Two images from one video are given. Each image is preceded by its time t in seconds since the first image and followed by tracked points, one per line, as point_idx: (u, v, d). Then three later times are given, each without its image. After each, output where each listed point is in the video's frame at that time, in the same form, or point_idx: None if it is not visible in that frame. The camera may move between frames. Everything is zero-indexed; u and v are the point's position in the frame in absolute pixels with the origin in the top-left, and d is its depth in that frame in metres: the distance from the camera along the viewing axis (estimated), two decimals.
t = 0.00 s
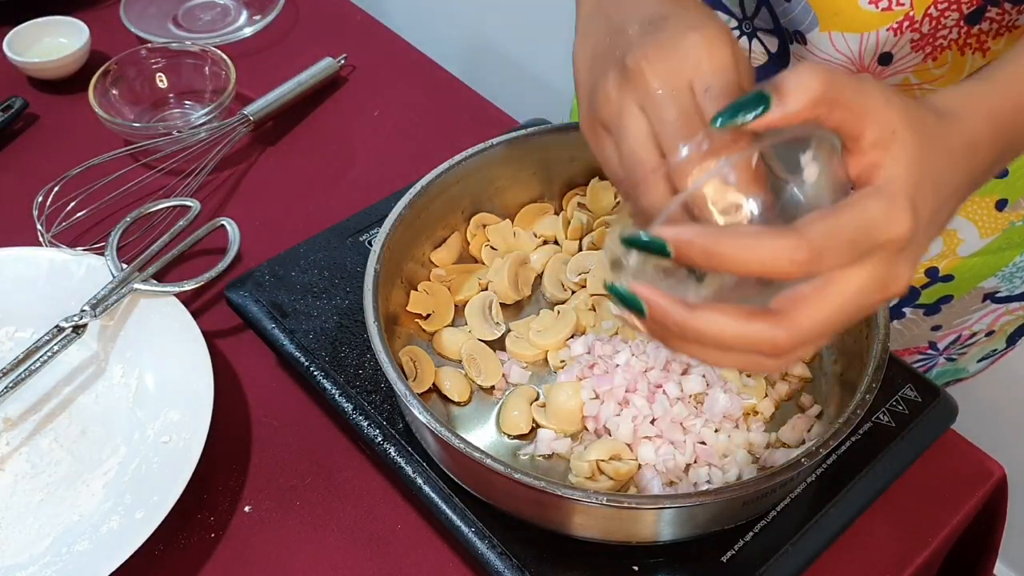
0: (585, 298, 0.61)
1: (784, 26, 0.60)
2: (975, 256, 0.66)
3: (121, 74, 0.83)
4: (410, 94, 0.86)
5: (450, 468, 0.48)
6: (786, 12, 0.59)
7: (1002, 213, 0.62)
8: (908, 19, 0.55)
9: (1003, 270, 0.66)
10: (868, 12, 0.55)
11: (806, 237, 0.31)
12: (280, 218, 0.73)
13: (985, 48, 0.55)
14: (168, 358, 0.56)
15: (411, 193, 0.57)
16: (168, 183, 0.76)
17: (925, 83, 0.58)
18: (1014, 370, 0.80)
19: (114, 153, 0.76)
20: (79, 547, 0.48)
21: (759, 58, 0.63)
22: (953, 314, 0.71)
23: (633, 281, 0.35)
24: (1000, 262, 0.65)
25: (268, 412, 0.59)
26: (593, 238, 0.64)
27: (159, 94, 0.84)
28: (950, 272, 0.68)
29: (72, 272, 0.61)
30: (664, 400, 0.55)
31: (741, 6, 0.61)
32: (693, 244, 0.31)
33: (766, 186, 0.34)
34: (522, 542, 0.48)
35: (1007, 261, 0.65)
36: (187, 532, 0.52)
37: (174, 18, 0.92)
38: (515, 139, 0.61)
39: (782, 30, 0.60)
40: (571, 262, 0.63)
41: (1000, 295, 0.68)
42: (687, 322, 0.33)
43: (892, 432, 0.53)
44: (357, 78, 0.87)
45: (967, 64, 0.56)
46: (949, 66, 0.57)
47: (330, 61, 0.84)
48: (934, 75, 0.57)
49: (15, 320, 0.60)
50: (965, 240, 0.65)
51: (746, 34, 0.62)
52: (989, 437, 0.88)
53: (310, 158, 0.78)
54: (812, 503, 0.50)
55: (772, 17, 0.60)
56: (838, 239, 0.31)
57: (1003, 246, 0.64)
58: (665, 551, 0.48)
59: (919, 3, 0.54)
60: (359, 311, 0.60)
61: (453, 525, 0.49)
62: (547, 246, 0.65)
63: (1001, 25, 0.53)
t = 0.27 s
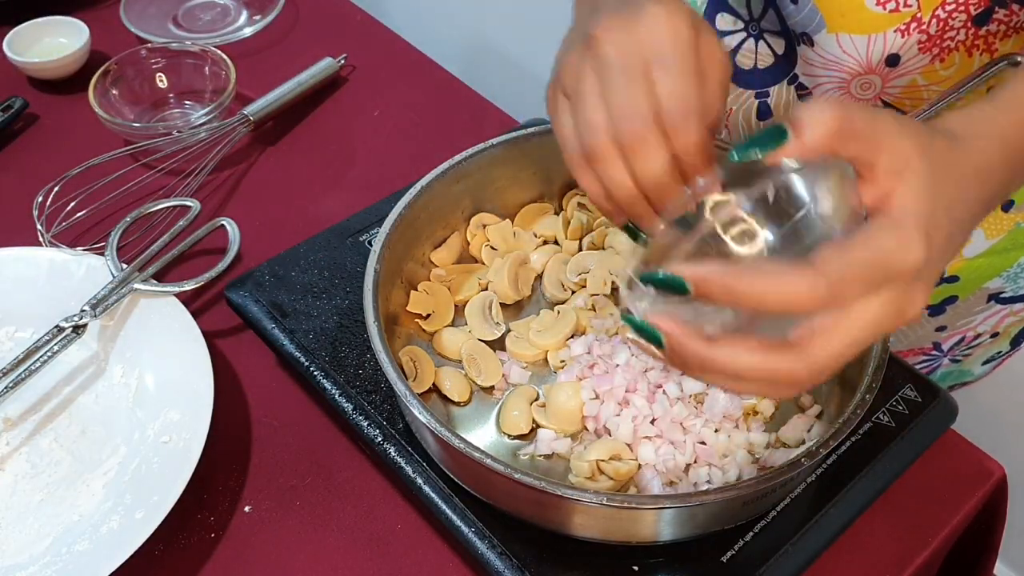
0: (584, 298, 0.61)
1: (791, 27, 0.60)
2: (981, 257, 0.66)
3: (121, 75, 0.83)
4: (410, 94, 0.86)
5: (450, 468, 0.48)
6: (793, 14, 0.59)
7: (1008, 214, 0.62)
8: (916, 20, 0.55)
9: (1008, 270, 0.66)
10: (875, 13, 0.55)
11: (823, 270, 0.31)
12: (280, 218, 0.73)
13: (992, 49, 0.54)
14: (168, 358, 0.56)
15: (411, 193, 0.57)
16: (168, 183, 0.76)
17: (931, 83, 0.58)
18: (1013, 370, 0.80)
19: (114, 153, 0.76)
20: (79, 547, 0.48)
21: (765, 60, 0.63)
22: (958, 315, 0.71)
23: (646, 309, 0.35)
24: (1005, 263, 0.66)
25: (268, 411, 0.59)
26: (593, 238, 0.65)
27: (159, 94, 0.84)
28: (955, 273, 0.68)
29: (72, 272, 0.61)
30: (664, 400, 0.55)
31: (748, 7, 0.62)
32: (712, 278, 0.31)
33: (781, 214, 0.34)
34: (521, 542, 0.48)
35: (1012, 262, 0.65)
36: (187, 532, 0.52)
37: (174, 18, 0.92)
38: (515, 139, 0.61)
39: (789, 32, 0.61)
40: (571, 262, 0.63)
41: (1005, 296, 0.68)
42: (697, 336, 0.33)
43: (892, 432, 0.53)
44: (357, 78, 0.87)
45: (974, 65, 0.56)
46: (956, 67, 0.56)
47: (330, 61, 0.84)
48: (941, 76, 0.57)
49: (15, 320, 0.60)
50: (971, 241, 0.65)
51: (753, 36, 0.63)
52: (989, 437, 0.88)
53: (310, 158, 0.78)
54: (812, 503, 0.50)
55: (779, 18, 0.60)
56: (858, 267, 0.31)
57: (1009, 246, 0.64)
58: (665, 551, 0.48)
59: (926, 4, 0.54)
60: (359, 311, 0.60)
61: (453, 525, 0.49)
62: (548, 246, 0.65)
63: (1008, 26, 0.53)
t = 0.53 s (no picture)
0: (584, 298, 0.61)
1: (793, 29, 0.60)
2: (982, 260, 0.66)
3: (121, 74, 0.83)
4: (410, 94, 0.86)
5: (450, 468, 0.48)
6: (796, 15, 0.59)
7: (1011, 216, 0.62)
8: (918, 22, 0.55)
9: (1011, 271, 0.66)
10: (877, 15, 0.55)
11: (818, 303, 0.33)
12: (280, 218, 0.72)
13: (994, 51, 0.55)
14: (168, 358, 0.56)
15: (411, 193, 0.57)
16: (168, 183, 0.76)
17: (934, 85, 0.58)
18: (1013, 372, 0.80)
19: (114, 153, 0.76)
20: (79, 547, 0.48)
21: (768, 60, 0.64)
22: (960, 316, 0.71)
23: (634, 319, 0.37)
24: (1009, 264, 0.65)
25: (268, 411, 0.59)
26: (593, 238, 0.65)
27: (159, 94, 0.84)
28: (958, 274, 0.68)
29: (71, 272, 0.61)
30: (664, 400, 0.55)
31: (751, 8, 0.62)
32: (712, 304, 0.32)
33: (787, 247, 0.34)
34: (521, 542, 0.48)
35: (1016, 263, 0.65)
36: (187, 532, 0.52)
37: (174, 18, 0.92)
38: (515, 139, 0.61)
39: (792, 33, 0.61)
40: (571, 262, 0.63)
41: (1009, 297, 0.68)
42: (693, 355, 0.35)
43: (892, 432, 0.53)
44: (357, 78, 0.87)
45: (977, 65, 0.56)
46: (959, 69, 0.56)
47: (330, 61, 0.84)
48: (944, 77, 0.57)
49: (15, 320, 0.60)
50: (974, 242, 0.65)
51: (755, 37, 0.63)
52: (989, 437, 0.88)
53: (310, 158, 0.78)
54: (812, 503, 0.50)
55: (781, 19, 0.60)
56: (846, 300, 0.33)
57: (1013, 247, 0.64)
58: (665, 551, 0.48)
59: (930, 7, 0.54)
60: (359, 311, 0.60)
61: (453, 525, 0.49)
62: (548, 246, 0.66)
63: (1010, 27, 0.53)
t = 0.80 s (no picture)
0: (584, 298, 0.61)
1: (791, 28, 0.60)
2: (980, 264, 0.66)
3: (121, 75, 0.83)
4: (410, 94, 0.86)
5: (450, 468, 0.48)
6: (793, 15, 0.59)
7: (1009, 219, 0.62)
8: (916, 22, 0.55)
9: (1010, 275, 0.66)
10: (875, 15, 0.55)
11: (814, 247, 0.33)
12: (280, 218, 0.73)
13: (993, 51, 0.54)
14: (168, 358, 0.56)
15: (411, 193, 0.57)
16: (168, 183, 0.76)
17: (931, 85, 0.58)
18: (1015, 372, 0.80)
19: (114, 153, 0.76)
20: (79, 547, 0.48)
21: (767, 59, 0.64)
22: (960, 319, 0.71)
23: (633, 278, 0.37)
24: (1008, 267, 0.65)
25: (268, 411, 0.59)
26: (593, 238, 0.64)
27: (159, 94, 0.84)
28: (956, 277, 0.68)
29: (71, 272, 0.61)
30: (664, 400, 0.55)
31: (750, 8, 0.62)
32: (701, 246, 0.33)
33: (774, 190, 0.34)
34: (521, 541, 0.48)
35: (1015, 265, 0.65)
36: (187, 533, 0.52)
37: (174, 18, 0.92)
38: (515, 139, 0.61)
39: (790, 33, 0.61)
40: (572, 263, 0.63)
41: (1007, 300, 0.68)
42: (686, 309, 0.35)
43: (892, 432, 0.53)
44: (357, 78, 0.87)
45: (976, 67, 0.56)
46: (957, 69, 0.56)
47: (330, 61, 0.84)
48: (942, 77, 0.57)
49: (15, 320, 0.60)
50: (972, 244, 0.65)
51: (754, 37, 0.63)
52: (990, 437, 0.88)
53: (310, 158, 0.78)
54: (812, 503, 0.50)
55: (779, 19, 0.61)
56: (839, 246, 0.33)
57: (1013, 249, 0.64)
58: (665, 551, 0.48)
59: (927, 7, 0.54)
60: (358, 311, 0.60)
61: (453, 525, 0.49)
62: (548, 246, 0.65)
63: (1008, 28, 0.53)
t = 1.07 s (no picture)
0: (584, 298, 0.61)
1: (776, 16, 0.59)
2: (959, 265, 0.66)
3: (121, 74, 0.83)
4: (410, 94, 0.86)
5: (450, 468, 0.48)
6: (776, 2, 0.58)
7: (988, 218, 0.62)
8: (897, 13, 0.55)
9: (992, 278, 0.66)
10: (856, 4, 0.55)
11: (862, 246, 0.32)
12: (280, 218, 0.73)
13: (974, 47, 0.55)
14: (168, 358, 0.56)
15: (411, 193, 0.57)
16: (168, 183, 0.76)
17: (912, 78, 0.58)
18: (1016, 372, 0.80)
19: (114, 153, 0.76)
20: (79, 547, 0.48)
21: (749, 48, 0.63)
22: (940, 323, 0.71)
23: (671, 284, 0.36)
24: (988, 269, 0.65)
25: (268, 411, 0.59)
26: (593, 239, 0.65)
27: (159, 94, 0.84)
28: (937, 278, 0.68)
29: (71, 272, 0.61)
30: (664, 400, 0.55)
31: None
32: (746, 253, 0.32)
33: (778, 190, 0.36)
34: (521, 541, 0.48)
35: (997, 266, 0.65)
36: (187, 532, 0.52)
37: (174, 18, 0.92)
38: (515, 139, 0.61)
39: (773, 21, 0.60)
40: (571, 262, 0.63)
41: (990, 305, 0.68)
42: (731, 318, 0.35)
43: (892, 432, 0.53)
44: (357, 77, 0.87)
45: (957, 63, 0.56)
46: (938, 64, 0.56)
47: (330, 61, 0.84)
48: (922, 71, 0.57)
49: (15, 320, 0.60)
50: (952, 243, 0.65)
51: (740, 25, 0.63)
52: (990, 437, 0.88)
53: (310, 158, 0.78)
54: (813, 503, 0.50)
55: (763, 9, 0.60)
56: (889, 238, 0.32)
57: (993, 251, 0.64)
58: (665, 551, 0.48)
59: None
60: (359, 311, 0.60)
61: (453, 525, 0.49)
62: (548, 246, 0.65)
63: (990, 23, 0.53)
